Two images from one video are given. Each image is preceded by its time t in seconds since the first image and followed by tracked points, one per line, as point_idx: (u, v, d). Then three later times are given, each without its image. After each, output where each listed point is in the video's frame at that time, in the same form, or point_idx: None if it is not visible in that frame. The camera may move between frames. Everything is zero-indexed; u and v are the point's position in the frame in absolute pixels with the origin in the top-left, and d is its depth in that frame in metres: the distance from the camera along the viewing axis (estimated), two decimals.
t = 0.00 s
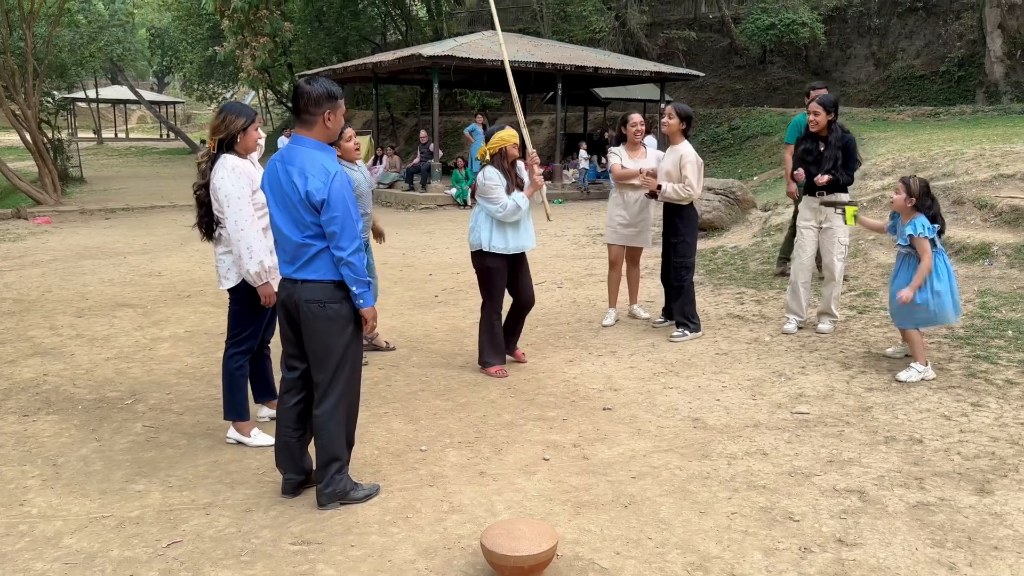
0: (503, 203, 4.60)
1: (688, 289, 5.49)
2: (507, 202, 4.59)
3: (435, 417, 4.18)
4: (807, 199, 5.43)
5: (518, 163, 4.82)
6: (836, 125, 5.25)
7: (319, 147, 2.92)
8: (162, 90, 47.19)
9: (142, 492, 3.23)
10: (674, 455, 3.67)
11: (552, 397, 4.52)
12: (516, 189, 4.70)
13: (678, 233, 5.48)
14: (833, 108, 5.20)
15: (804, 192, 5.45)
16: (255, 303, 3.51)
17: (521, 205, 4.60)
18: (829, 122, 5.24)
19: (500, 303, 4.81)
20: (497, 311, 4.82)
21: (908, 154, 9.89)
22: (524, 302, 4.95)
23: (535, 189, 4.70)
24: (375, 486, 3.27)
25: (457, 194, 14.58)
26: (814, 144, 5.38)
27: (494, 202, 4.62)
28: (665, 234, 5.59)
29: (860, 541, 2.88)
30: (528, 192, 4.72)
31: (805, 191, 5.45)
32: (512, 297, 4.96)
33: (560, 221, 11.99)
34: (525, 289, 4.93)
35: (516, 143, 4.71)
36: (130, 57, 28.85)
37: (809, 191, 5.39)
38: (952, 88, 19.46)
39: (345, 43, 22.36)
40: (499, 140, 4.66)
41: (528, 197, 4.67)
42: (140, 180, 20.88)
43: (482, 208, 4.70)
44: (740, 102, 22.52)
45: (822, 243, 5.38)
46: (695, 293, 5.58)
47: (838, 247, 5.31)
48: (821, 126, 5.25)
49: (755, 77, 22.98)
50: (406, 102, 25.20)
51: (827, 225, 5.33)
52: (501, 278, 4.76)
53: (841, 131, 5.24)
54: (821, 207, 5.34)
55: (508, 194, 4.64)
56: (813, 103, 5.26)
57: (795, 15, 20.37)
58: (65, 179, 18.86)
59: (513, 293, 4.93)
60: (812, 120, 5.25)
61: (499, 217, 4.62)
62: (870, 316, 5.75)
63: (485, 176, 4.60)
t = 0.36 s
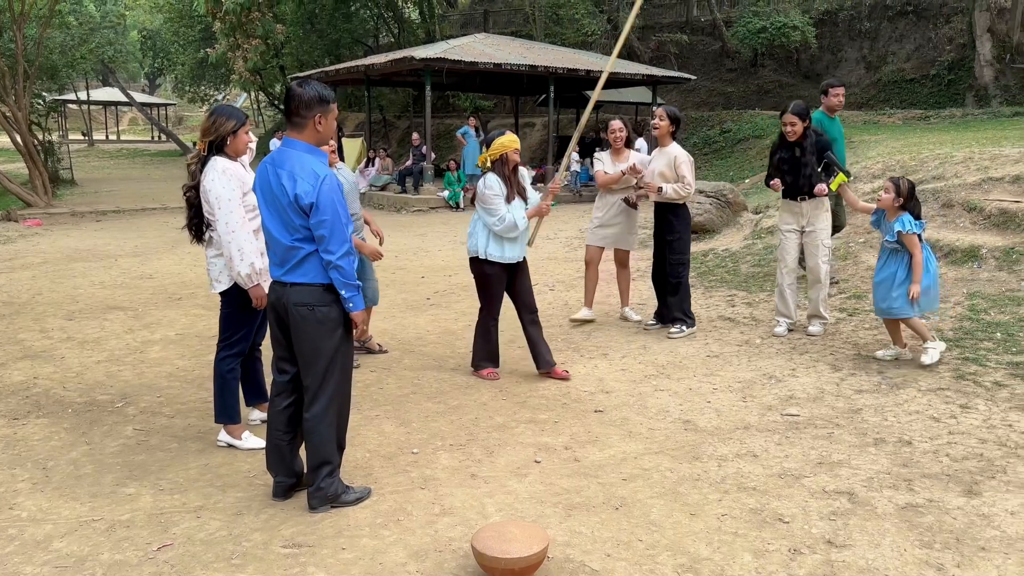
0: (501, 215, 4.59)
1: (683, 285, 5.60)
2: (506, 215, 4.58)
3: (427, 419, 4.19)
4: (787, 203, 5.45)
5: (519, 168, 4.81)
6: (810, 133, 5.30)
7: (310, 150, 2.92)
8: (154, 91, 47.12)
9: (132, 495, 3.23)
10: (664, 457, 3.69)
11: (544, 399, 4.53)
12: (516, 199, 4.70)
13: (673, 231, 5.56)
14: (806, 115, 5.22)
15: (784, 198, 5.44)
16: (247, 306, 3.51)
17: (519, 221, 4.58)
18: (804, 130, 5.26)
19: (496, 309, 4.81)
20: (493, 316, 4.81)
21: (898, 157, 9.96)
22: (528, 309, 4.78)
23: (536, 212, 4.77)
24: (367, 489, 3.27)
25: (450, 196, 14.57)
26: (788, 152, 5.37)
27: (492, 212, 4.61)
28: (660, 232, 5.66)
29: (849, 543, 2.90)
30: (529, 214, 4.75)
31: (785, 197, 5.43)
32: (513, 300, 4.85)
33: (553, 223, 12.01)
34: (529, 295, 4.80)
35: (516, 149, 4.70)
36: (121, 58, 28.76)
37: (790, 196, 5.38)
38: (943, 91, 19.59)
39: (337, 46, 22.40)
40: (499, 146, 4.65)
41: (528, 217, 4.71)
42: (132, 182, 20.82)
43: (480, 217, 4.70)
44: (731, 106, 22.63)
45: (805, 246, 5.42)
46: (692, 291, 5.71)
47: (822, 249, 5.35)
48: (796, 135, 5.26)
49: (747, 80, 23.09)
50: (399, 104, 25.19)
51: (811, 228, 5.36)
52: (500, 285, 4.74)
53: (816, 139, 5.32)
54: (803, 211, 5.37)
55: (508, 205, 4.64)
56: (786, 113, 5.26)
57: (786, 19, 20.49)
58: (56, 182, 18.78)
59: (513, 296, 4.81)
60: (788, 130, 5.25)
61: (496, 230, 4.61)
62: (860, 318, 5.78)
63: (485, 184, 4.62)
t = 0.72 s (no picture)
0: (505, 229, 4.51)
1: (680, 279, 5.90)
2: (508, 230, 4.50)
3: (417, 419, 4.20)
4: (774, 201, 5.48)
5: (535, 178, 4.76)
6: (797, 129, 5.38)
7: (296, 150, 2.93)
8: (144, 92, 46.90)
9: (122, 496, 3.22)
10: (653, 454, 3.71)
11: (534, 397, 4.55)
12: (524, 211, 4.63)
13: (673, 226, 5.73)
14: (792, 111, 5.31)
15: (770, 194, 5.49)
16: (237, 306, 3.51)
17: (520, 239, 4.50)
18: (790, 125, 5.35)
19: (492, 310, 4.78)
20: (488, 316, 4.79)
21: (886, 156, 10.02)
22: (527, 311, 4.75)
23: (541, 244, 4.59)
24: (357, 488, 3.27)
25: (441, 196, 14.54)
26: (773, 147, 5.46)
27: (498, 224, 4.54)
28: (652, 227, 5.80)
29: (836, 539, 2.92)
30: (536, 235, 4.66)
31: (770, 194, 5.49)
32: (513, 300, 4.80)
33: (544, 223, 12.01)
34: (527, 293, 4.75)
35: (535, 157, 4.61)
36: (110, 59, 28.62)
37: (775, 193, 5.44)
38: (931, 90, 19.71)
39: (327, 45, 22.41)
40: (516, 153, 4.56)
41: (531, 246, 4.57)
42: (122, 183, 20.70)
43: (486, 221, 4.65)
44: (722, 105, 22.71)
45: (793, 243, 5.45)
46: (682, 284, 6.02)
47: (810, 247, 5.38)
48: (784, 129, 5.35)
49: (737, 79, 23.18)
50: (390, 103, 25.15)
51: (798, 225, 5.39)
52: (494, 287, 4.72)
53: (803, 135, 5.37)
54: (791, 209, 5.39)
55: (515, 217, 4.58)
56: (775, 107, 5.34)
57: (776, 18, 20.61)
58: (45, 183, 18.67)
59: (512, 296, 4.77)
60: (775, 124, 5.34)
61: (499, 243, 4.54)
62: (849, 316, 5.82)
63: (498, 192, 4.54)
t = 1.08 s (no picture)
0: (494, 226, 4.53)
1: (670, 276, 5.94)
2: (498, 226, 4.52)
3: (406, 417, 4.20)
4: (764, 196, 5.51)
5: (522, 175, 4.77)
6: (791, 122, 5.39)
7: (279, 149, 2.93)
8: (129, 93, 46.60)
9: (110, 498, 3.21)
10: (642, 450, 3.73)
11: (523, 395, 4.56)
12: (511, 208, 4.64)
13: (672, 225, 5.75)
14: (785, 103, 5.32)
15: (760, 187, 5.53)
16: (223, 304, 3.51)
17: (511, 235, 4.51)
18: (782, 117, 5.36)
19: (479, 307, 4.79)
20: (474, 314, 4.80)
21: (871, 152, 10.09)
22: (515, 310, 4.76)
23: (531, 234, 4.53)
24: (346, 487, 3.27)
25: (430, 195, 14.52)
26: (766, 139, 5.47)
27: (487, 222, 4.55)
28: (644, 223, 5.78)
29: (823, 532, 2.94)
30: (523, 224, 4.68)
31: (761, 187, 5.53)
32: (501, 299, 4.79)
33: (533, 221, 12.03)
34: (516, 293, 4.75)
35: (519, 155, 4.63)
36: (95, 59, 28.41)
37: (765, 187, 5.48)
38: (917, 87, 19.84)
39: (314, 44, 22.39)
40: (501, 151, 4.59)
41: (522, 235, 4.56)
42: (108, 184, 20.55)
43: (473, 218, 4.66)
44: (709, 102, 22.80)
45: (781, 239, 5.48)
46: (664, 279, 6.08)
47: (796, 243, 5.41)
48: (777, 120, 5.37)
49: (724, 77, 23.27)
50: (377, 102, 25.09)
51: (785, 221, 5.42)
52: (481, 286, 4.73)
53: (796, 127, 5.37)
54: (778, 204, 5.43)
55: (502, 214, 4.59)
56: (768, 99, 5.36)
57: (762, 16, 20.73)
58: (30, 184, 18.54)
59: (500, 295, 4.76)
60: (768, 115, 5.36)
61: (488, 239, 4.55)
62: (834, 311, 5.86)
63: (482, 191, 4.54)
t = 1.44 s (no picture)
0: (502, 214, 4.48)
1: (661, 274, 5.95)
2: (507, 213, 4.48)
3: (397, 417, 4.21)
4: (756, 195, 5.55)
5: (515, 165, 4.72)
6: (785, 120, 5.44)
7: (266, 149, 2.93)
8: (114, 94, 46.28)
9: (101, 500, 3.20)
10: (633, 448, 3.75)
11: (514, 394, 4.58)
12: (514, 197, 4.58)
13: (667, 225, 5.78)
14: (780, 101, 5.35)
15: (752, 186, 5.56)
16: (214, 306, 3.50)
17: (521, 217, 4.49)
18: (777, 114, 5.40)
19: (482, 310, 4.66)
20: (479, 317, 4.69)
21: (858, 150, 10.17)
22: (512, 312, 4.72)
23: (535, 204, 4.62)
24: (338, 487, 3.28)
25: (418, 195, 14.53)
26: (761, 138, 5.49)
27: (493, 211, 4.49)
28: (639, 223, 5.86)
29: (812, 526, 2.98)
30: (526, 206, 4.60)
31: (752, 185, 5.57)
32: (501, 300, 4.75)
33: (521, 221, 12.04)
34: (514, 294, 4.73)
35: (512, 146, 4.57)
36: (78, 60, 28.16)
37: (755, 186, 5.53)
38: (901, 85, 20.04)
39: (300, 45, 22.35)
40: (494, 144, 4.52)
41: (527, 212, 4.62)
42: (93, 186, 20.39)
43: (477, 214, 4.57)
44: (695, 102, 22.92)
45: (772, 237, 5.53)
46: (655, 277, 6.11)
47: (787, 241, 5.45)
48: (771, 118, 5.40)
49: (710, 76, 23.39)
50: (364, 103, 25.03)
51: (776, 219, 5.47)
52: (490, 284, 4.61)
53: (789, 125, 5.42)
54: (769, 202, 5.47)
55: (507, 202, 4.53)
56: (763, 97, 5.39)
57: (747, 15, 20.86)
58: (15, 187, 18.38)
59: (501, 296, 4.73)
60: (763, 112, 5.38)
61: (499, 227, 4.49)
62: (822, 308, 5.92)
63: (483, 183, 4.48)
